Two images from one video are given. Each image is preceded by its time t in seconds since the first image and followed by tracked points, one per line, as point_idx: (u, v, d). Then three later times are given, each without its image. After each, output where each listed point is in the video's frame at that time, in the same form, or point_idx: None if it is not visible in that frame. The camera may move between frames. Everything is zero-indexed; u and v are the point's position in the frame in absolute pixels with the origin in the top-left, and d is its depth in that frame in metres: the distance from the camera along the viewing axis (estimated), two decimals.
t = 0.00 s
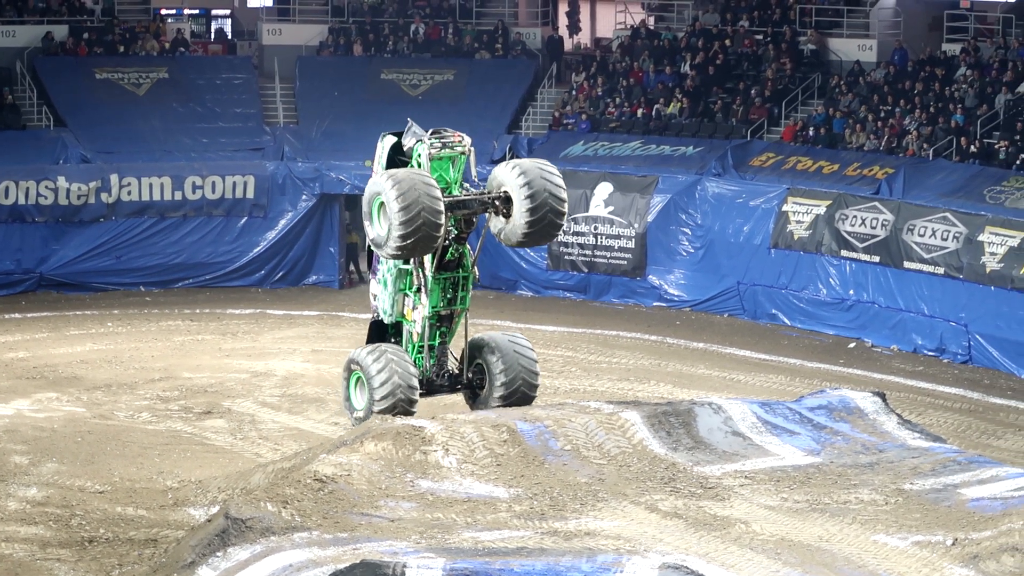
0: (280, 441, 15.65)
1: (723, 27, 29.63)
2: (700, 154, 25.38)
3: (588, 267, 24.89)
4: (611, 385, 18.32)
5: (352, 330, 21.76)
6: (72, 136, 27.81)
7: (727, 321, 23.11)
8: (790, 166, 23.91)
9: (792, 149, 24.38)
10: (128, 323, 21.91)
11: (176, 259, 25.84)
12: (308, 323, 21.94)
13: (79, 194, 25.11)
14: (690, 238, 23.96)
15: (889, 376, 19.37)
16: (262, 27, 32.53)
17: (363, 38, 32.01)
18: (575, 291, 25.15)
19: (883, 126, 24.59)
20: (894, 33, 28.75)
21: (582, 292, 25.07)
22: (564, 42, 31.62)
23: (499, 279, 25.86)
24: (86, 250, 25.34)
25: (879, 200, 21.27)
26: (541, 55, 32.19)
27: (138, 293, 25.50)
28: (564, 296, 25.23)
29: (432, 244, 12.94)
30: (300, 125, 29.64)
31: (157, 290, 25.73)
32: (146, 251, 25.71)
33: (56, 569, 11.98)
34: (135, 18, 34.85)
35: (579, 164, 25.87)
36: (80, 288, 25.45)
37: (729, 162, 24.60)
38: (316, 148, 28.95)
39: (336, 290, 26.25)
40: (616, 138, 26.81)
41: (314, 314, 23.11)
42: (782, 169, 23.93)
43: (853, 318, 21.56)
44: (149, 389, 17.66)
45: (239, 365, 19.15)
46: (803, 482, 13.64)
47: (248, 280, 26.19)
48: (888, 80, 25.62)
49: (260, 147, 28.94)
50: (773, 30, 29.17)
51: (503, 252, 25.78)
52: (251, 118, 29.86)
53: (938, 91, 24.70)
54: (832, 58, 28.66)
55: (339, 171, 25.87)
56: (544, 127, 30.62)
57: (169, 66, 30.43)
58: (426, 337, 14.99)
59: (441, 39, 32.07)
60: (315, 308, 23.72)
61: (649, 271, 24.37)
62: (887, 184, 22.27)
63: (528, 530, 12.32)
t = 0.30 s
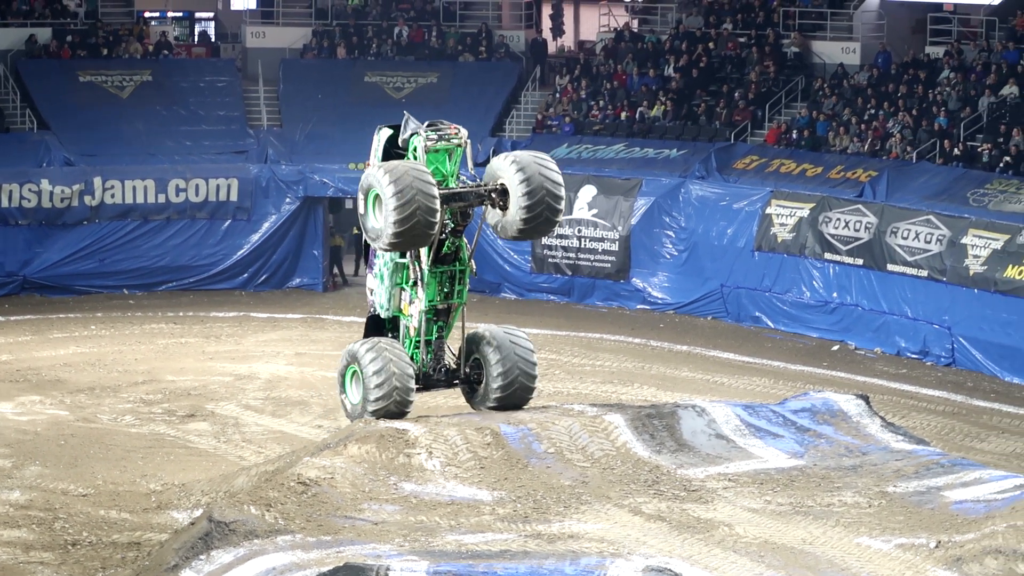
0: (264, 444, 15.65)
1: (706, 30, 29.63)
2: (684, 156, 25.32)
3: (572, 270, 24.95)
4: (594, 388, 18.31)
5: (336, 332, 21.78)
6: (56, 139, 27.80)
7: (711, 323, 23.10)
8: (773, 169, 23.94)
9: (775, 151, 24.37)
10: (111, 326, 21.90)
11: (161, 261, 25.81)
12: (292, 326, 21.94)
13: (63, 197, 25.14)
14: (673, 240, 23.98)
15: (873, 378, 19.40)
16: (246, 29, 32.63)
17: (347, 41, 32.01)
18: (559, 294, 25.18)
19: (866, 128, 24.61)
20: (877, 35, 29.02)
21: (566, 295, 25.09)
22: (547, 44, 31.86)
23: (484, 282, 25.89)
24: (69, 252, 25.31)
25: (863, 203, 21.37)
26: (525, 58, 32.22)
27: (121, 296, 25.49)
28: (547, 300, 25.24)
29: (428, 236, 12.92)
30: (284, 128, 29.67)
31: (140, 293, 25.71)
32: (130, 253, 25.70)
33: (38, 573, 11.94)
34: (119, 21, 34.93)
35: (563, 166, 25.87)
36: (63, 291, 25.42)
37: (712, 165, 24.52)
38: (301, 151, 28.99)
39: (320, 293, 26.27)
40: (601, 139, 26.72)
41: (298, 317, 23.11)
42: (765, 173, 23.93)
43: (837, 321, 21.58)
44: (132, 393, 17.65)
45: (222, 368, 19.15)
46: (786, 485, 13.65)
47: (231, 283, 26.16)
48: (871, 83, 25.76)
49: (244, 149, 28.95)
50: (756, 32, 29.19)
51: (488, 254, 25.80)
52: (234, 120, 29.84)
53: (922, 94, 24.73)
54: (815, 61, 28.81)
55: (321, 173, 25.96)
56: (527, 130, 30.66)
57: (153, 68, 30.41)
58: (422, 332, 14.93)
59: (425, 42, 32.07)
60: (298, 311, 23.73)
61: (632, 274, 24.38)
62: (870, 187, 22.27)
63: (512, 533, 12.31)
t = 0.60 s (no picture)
0: (247, 446, 15.65)
1: (689, 32, 29.67)
2: (667, 158, 25.09)
3: (555, 272, 24.96)
4: (577, 390, 18.33)
5: (319, 334, 21.79)
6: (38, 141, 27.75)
7: (694, 326, 23.11)
8: (755, 171, 23.86)
9: (758, 153, 24.30)
10: (93, 327, 21.89)
11: (144, 263, 25.80)
12: (274, 328, 21.94)
13: (45, 199, 25.10)
14: (656, 243, 24.00)
15: (855, 380, 19.43)
16: (228, 32, 32.70)
17: (330, 43, 32.01)
18: (541, 297, 25.15)
19: (849, 131, 24.53)
20: (860, 37, 29.08)
21: (548, 298, 25.08)
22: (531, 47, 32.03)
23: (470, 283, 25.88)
24: (52, 254, 25.29)
25: (846, 205, 21.42)
26: (507, 60, 32.29)
27: (104, 298, 25.47)
28: (530, 302, 25.21)
29: (423, 223, 12.81)
30: (267, 130, 29.66)
31: (123, 295, 25.70)
32: (113, 255, 25.70)
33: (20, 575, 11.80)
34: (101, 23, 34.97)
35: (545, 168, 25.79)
36: (45, 293, 25.40)
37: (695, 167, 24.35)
38: (283, 153, 28.97)
39: (302, 295, 26.19)
40: (583, 142, 26.60)
41: (280, 318, 23.12)
42: (748, 174, 23.85)
43: (819, 323, 21.61)
44: (115, 395, 17.64)
45: (205, 370, 19.14)
46: (769, 487, 13.65)
47: (214, 285, 26.16)
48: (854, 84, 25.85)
49: (226, 151, 28.94)
50: (739, 34, 29.22)
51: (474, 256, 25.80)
52: (217, 122, 29.83)
53: (904, 96, 24.75)
54: (798, 63, 28.98)
55: (305, 175, 26.04)
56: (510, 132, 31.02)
57: (135, 70, 30.39)
58: (420, 331, 14.82)
59: (408, 44, 32.09)
60: (280, 313, 23.73)
61: (616, 276, 24.40)
62: (853, 189, 22.19)
63: (495, 535, 12.29)
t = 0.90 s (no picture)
0: (231, 445, 15.65)
1: (673, 31, 29.73)
2: (651, 158, 25.09)
3: (539, 270, 24.99)
4: (562, 389, 18.35)
5: (303, 333, 21.79)
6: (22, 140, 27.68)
7: (678, 324, 23.12)
8: (740, 170, 23.80)
9: (742, 152, 24.25)
10: (78, 327, 21.88)
11: (129, 263, 25.78)
12: (258, 327, 21.95)
13: (29, 198, 25.02)
14: (641, 242, 24.06)
15: (840, 379, 19.45)
16: (212, 31, 32.65)
17: (314, 42, 32.02)
18: (526, 295, 25.14)
19: (834, 130, 24.77)
20: (844, 36, 29.17)
21: (533, 296, 25.09)
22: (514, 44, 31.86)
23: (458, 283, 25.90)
24: (37, 253, 25.23)
25: (830, 204, 21.46)
26: (492, 59, 32.36)
27: (89, 297, 25.43)
28: (515, 300, 25.20)
29: (425, 220, 12.53)
30: (251, 129, 29.65)
31: (107, 294, 25.66)
32: (98, 254, 25.68)
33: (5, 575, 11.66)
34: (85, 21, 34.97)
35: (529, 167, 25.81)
36: (30, 292, 25.33)
37: (680, 166, 24.40)
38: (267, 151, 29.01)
39: (287, 294, 26.25)
40: (567, 142, 26.67)
41: (265, 317, 23.13)
42: (732, 174, 23.76)
43: (804, 322, 21.63)
44: (99, 394, 17.63)
45: (190, 369, 19.15)
46: (754, 485, 13.66)
47: (198, 284, 26.13)
48: (838, 84, 25.94)
49: (210, 150, 28.93)
50: (723, 33, 29.28)
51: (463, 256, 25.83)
52: (201, 121, 29.83)
53: (887, 95, 24.83)
54: (782, 62, 29.01)
55: (289, 175, 25.99)
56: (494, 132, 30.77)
57: (119, 69, 30.39)
58: (424, 335, 14.39)
59: (392, 43, 32.15)
60: (265, 311, 23.73)
61: (600, 275, 24.43)
62: (837, 188, 22.16)
63: (480, 533, 12.29)
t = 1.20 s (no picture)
0: (220, 442, 15.64)
1: (662, 28, 29.76)
2: (640, 154, 25.24)
3: (528, 267, 24.99)
4: (550, 385, 18.37)
5: (292, 330, 21.80)
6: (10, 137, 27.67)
7: (667, 321, 23.13)
8: (728, 166, 23.97)
9: (731, 148, 24.47)
10: (67, 323, 21.88)
11: (116, 259, 25.77)
12: (246, 324, 21.96)
13: (17, 195, 24.94)
14: (629, 238, 24.04)
15: (827, 375, 19.46)
16: (200, 27, 32.62)
17: (302, 39, 32.03)
18: (514, 291, 25.15)
19: (822, 125, 24.84)
20: (832, 33, 29.24)
21: (522, 292, 25.09)
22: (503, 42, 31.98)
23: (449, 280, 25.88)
24: (24, 250, 25.17)
25: (818, 200, 21.47)
26: (480, 55, 32.41)
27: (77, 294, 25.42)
28: (504, 297, 25.17)
29: (430, 215, 12.31)
30: (239, 126, 29.59)
31: (95, 290, 25.64)
32: (86, 251, 25.65)
33: None
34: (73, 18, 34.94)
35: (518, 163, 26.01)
36: (17, 289, 25.30)
37: (668, 163, 24.62)
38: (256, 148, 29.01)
39: (275, 290, 26.27)
40: (556, 138, 26.76)
41: (254, 314, 23.13)
42: (721, 169, 23.97)
43: (792, 318, 21.63)
44: (88, 390, 17.64)
45: (179, 366, 19.16)
46: (742, 481, 13.67)
47: (187, 280, 26.13)
48: (826, 80, 25.81)
49: (198, 147, 28.91)
50: (712, 30, 29.32)
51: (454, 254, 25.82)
52: (189, 118, 29.86)
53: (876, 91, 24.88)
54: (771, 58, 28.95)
55: (277, 171, 26.12)
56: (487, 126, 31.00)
57: (107, 66, 30.36)
58: (425, 335, 14.08)
59: (380, 39, 32.19)
60: (254, 308, 23.72)
61: (588, 271, 24.44)
62: (826, 184, 22.37)
63: (469, 530, 12.27)
